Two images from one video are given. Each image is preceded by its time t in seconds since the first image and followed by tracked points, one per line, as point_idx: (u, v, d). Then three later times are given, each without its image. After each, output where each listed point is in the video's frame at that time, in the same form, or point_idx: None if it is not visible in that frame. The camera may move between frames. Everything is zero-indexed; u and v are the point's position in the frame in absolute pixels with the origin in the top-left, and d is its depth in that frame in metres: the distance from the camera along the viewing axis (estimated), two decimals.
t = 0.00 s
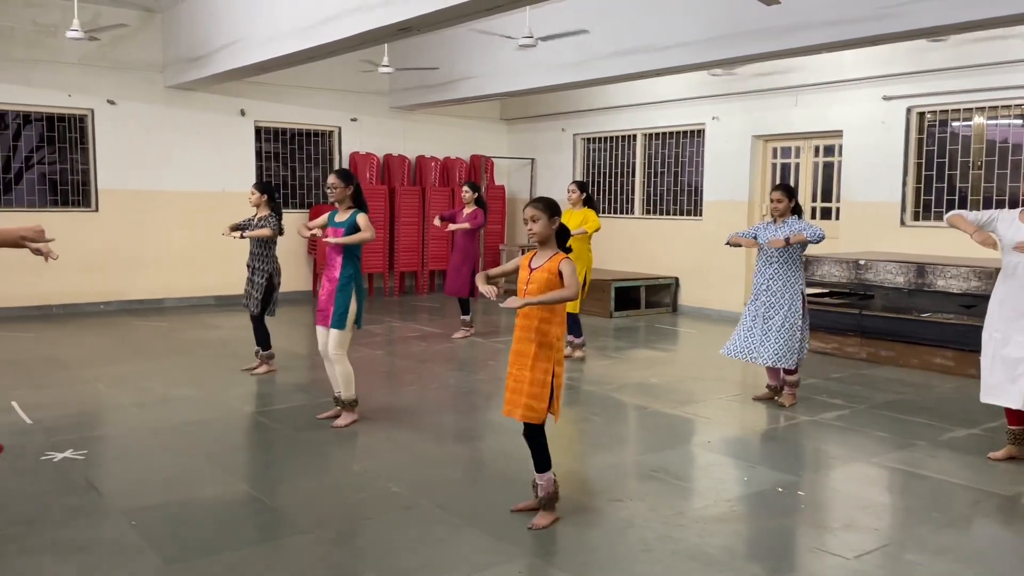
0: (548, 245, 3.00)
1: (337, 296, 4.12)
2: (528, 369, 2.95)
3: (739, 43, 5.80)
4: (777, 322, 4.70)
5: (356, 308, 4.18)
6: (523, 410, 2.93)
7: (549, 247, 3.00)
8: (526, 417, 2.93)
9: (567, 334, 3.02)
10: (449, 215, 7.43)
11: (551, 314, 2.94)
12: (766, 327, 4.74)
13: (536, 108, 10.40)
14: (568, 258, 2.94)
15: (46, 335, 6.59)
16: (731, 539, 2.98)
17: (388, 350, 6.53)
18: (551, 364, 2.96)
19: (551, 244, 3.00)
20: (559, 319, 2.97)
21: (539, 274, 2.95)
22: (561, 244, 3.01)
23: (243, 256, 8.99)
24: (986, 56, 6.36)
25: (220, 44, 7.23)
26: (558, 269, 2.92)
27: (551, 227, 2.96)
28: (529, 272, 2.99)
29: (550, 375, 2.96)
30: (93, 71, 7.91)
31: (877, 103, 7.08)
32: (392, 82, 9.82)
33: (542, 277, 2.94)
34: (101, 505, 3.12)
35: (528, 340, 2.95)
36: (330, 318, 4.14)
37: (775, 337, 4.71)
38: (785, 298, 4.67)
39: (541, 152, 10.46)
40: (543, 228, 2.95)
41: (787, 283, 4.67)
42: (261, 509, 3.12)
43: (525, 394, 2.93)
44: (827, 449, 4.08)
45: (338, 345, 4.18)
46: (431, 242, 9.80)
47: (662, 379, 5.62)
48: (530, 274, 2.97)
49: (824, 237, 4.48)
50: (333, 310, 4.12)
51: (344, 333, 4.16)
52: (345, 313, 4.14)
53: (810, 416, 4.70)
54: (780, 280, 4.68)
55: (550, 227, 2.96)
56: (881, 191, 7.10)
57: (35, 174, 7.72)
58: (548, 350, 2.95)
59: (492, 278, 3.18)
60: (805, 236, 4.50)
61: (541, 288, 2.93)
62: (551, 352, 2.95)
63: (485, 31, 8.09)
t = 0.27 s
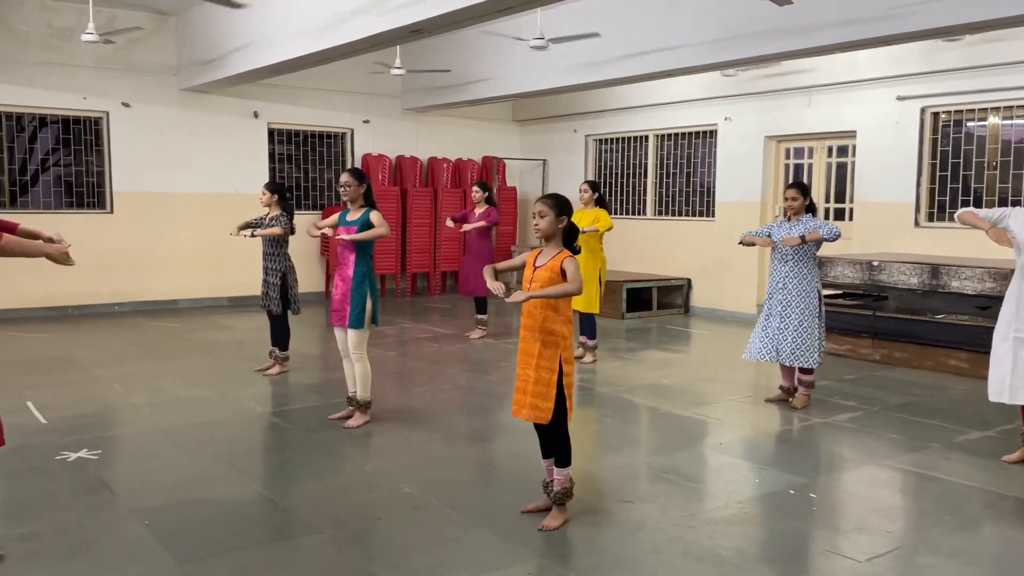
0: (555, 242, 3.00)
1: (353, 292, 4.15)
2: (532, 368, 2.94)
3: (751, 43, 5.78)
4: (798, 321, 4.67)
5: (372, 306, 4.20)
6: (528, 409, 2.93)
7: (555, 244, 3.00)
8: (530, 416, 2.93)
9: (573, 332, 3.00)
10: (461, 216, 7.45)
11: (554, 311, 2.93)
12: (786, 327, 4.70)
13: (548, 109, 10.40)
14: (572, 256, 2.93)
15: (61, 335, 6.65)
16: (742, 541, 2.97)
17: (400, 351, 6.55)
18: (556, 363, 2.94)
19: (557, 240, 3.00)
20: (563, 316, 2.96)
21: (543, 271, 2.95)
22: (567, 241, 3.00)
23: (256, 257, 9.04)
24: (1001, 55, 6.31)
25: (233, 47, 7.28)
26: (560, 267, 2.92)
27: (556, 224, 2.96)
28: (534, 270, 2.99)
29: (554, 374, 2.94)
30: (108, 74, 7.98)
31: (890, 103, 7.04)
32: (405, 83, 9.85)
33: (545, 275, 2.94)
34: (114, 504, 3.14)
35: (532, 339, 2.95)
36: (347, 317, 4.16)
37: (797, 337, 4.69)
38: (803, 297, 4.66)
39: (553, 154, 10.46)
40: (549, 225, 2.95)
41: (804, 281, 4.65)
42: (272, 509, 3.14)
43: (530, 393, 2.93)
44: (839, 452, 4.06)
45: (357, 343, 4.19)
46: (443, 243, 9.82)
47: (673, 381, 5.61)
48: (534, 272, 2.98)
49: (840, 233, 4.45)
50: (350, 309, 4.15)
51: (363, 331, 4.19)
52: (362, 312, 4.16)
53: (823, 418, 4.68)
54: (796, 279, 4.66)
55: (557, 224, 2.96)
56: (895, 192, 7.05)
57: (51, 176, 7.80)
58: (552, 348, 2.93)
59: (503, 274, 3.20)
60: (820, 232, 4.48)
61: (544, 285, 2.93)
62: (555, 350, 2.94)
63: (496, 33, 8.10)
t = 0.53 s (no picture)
0: (570, 241, 3.00)
1: (368, 295, 4.16)
2: (548, 369, 2.94)
3: (767, 43, 5.75)
4: (818, 322, 4.64)
5: (388, 308, 4.21)
6: (545, 410, 2.94)
7: (570, 244, 3.00)
8: (547, 417, 2.94)
9: (590, 332, 2.98)
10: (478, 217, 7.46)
11: (570, 311, 2.92)
12: (807, 328, 4.68)
13: (562, 110, 10.39)
14: (586, 255, 2.92)
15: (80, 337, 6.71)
16: (757, 544, 2.96)
17: (415, 352, 6.56)
18: (572, 363, 2.93)
19: (572, 241, 2.99)
20: (579, 316, 2.94)
21: (558, 271, 2.95)
22: (582, 241, 3.00)
23: (272, 258, 9.09)
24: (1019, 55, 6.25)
25: (249, 50, 7.33)
26: (575, 266, 2.91)
27: (571, 224, 2.95)
28: (549, 270, 2.99)
29: (571, 375, 2.93)
30: (126, 77, 8.05)
31: (907, 103, 6.98)
32: (419, 85, 9.87)
33: (560, 274, 2.93)
34: (131, 504, 3.17)
35: (548, 340, 2.94)
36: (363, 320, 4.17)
37: (818, 338, 4.65)
38: (824, 298, 4.62)
39: (567, 155, 10.45)
40: (564, 225, 2.95)
41: (824, 282, 4.62)
42: (287, 510, 3.15)
43: (545, 394, 2.94)
44: (856, 454, 4.03)
45: (373, 345, 4.21)
46: (457, 245, 9.83)
47: (688, 383, 5.59)
48: (550, 271, 2.98)
49: (860, 233, 4.40)
50: (366, 312, 4.15)
51: (380, 334, 4.20)
52: (378, 314, 4.17)
53: (840, 420, 4.64)
54: (816, 280, 4.62)
55: (572, 223, 2.96)
56: (912, 192, 6.99)
57: (70, 179, 7.88)
58: (568, 349, 2.92)
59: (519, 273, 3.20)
60: (840, 232, 4.42)
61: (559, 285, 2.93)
62: (571, 351, 2.92)
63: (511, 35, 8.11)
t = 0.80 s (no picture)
0: (591, 247, 2.99)
1: (383, 298, 4.17)
2: (568, 374, 2.92)
3: (784, 43, 5.71)
4: (839, 326, 4.60)
5: (402, 311, 4.20)
6: (564, 416, 2.91)
7: (590, 250, 2.99)
8: (567, 422, 2.90)
9: (611, 337, 2.98)
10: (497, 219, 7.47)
11: (590, 316, 2.91)
12: (828, 332, 4.65)
13: (578, 111, 10.38)
14: (606, 260, 2.92)
15: (99, 337, 6.77)
16: (775, 547, 2.93)
17: (431, 353, 6.57)
18: (593, 368, 2.92)
19: (593, 246, 2.98)
20: (600, 321, 2.94)
21: (578, 276, 2.94)
22: (603, 246, 2.99)
23: (288, 259, 9.13)
24: None
25: (266, 52, 7.38)
26: (595, 271, 2.90)
27: (591, 229, 2.95)
28: (570, 275, 2.98)
29: (591, 380, 2.91)
30: (145, 80, 8.12)
31: (926, 103, 6.92)
32: (435, 87, 9.89)
33: (580, 279, 2.93)
34: (149, 504, 3.19)
35: (568, 345, 2.93)
36: (377, 321, 4.19)
37: (838, 342, 4.61)
38: (844, 301, 4.57)
39: (583, 156, 10.44)
40: (584, 230, 2.94)
41: (845, 285, 4.57)
42: (303, 510, 3.16)
43: (566, 399, 2.91)
44: (875, 457, 3.98)
45: (386, 348, 4.20)
46: (473, 246, 9.84)
47: (705, 384, 5.56)
48: (570, 276, 2.97)
49: (883, 240, 4.35)
50: (380, 315, 4.16)
51: (392, 337, 4.19)
52: (392, 317, 4.17)
53: (858, 422, 4.60)
54: (837, 283, 4.58)
55: (592, 229, 2.95)
56: (932, 193, 6.92)
57: (89, 181, 7.96)
58: (589, 354, 2.91)
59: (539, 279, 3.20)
60: (863, 240, 4.40)
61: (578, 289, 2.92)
62: (592, 356, 2.91)
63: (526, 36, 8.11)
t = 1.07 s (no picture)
0: (602, 247, 2.97)
1: (398, 300, 4.17)
2: (575, 375, 2.91)
3: (803, 42, 5.67)
4: (852, 328, 4.56)
5: (415, 313, 4.20)
6: (570, 416, 2.90)
7: (601, 250, 2.97)
8: (572, 423, 2.90)
9: (619, 338, 2.96)
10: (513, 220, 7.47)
11: (599, 317, 2.89)
12: (842, 334, 4.61)
13: (594, 112, 10.36)
14: (617, 262, 2.90)
15: (119, 338, 6.83)
16: (793, 550, 2.90)
17: (447, 355, 6.58)
18: (600, 369, 2.91)
19: (605, 246, 2.97)
20: (608, 322, 2.92)
21: (588, 277, 2.92)
22: (614, 247, 2.97)
23: (306, 261, 9.18)
24: None
25: (284, 55, 7.42)
26: (605, 272, 2.88)
27: (604, 230, 2.94)
28: (580, 275, 2.96)
29: (598, 380, 2.90)
30: (164, 83, 8.18)
31: (947, 103, 6.85)
32: (451, 89, 9.91)
33: (590, 279, 2.91)
34: (168, 504, 3.21)
35: (576, 345, 2.92)
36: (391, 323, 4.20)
37: (852, 345, 4.57)
38: (860, 304, 4.53)
39: (599, 157, 10.42)
40: (597, 231, 2.93)
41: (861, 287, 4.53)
42: (320, 511, 3.17)
43: (571, 400, 2.90)
44: (895, 460, 3.94)
45: (399, 349, 4.21)
46: (489, 247, 9.84)
47: (722, 386, 5.52)
48: (580, 277, 2.95)
49: (900, 242, 4.29)
50: (394, 317, 4.17)
51: (405, 338, 4.19)
52: (405, 319, 4.17)
53: (878, 425, 4.56)
54: (853, 286, 4.54)
55: (605, 230, 2.94)
56: (952, 193, 6.85)
57: (109, 184, 8.03)
58: (597, 354, 2.90)
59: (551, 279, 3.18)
60: (880, 241, 4.34)
61: (588, 290, 2.91)
62: (599, 357, 2.90)
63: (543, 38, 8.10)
